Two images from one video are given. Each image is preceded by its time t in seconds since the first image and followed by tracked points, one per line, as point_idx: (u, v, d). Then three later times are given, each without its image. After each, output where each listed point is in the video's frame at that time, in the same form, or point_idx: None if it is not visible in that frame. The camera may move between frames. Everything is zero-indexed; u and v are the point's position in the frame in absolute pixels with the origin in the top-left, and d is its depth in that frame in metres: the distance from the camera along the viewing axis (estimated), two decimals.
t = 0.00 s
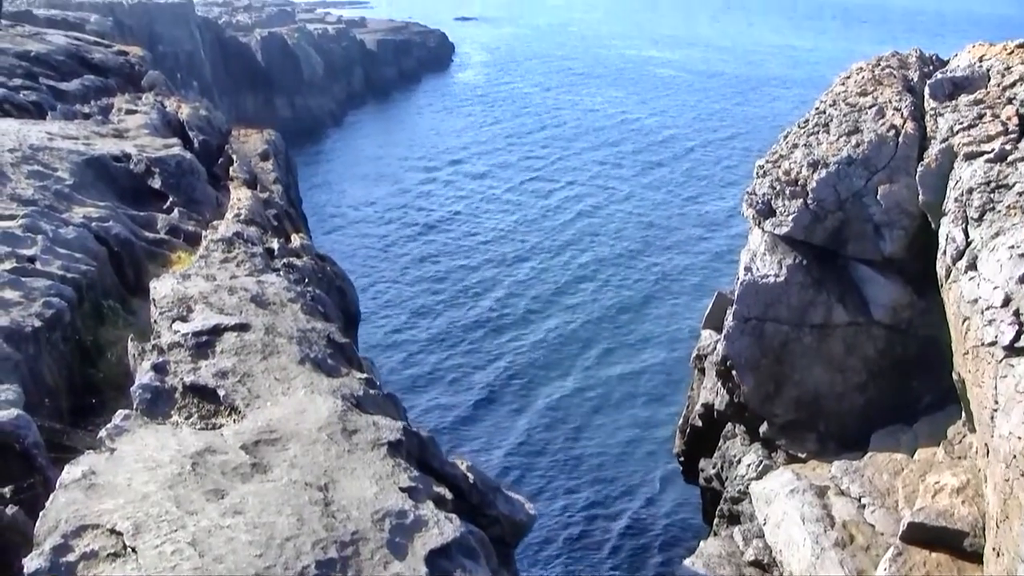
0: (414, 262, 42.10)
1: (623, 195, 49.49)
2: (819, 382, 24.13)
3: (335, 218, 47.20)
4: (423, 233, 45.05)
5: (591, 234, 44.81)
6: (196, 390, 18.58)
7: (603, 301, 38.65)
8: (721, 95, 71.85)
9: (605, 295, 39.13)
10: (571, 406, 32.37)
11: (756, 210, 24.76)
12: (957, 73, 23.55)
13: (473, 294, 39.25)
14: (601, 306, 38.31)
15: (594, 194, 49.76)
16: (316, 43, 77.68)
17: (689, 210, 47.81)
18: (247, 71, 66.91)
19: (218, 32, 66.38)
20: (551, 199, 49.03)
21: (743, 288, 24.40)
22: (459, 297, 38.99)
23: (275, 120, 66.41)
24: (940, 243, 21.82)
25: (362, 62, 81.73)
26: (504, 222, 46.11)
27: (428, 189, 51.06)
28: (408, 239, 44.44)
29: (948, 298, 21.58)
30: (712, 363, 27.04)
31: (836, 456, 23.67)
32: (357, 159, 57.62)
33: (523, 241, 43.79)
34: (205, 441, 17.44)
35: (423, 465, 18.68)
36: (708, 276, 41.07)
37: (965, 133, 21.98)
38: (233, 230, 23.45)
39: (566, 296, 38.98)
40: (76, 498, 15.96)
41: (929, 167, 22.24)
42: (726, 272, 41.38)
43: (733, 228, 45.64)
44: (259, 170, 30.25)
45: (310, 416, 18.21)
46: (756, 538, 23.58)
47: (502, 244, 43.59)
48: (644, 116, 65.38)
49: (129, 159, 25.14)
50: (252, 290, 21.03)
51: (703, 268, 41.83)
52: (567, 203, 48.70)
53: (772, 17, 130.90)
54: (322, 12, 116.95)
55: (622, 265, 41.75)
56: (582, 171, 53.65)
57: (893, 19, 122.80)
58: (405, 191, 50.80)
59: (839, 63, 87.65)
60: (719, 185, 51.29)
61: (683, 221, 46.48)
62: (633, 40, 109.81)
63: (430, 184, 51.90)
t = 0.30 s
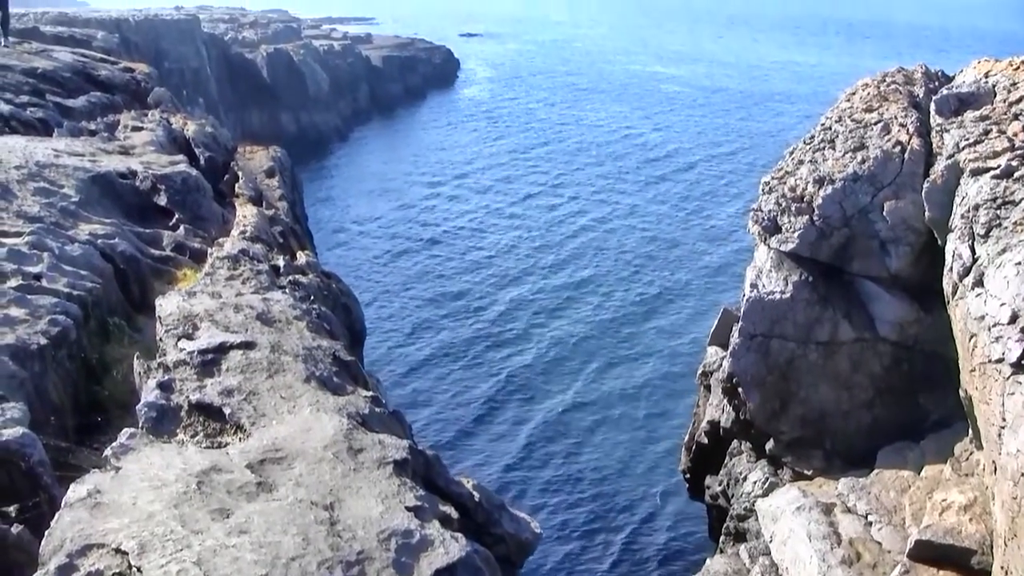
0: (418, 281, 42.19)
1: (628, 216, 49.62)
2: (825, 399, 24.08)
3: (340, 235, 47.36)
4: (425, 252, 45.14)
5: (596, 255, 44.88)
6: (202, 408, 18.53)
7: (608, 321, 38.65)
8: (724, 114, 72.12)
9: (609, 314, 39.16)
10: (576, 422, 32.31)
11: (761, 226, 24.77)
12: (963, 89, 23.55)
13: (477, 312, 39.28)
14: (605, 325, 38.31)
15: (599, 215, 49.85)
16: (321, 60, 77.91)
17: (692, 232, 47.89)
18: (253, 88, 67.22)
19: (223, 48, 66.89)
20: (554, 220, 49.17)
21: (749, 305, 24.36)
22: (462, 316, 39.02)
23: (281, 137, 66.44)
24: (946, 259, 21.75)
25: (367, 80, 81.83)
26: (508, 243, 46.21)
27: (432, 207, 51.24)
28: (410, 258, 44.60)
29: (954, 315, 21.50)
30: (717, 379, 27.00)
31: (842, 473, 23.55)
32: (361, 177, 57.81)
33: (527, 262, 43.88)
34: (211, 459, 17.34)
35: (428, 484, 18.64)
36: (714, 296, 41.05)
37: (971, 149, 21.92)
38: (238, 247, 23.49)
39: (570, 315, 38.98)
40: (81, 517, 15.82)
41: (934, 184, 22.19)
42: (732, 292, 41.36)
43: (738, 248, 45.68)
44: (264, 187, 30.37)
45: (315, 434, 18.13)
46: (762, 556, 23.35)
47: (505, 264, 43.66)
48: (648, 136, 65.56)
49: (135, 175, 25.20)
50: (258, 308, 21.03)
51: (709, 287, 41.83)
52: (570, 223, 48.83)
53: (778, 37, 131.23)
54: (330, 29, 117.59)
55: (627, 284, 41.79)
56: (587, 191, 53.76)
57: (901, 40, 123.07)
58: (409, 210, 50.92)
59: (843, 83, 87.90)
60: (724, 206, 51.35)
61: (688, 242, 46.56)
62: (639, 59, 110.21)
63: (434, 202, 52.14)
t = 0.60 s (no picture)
0: (422, 296, 42.19)
1: (632, 234, 49.60)
2: (833, 413, 24.02)
3: (345, 250, 47.70)
4: (429, 268, 45.17)
5: (600, 269, 44.97)
6: (211, 426, 18.45)
7: (613, 336, 38.54)
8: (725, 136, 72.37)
9: (615, 329, 39.06)
10: (581, 436, 32.18)
11: (768, 241, 24.78)
12: (968, 102, 23.60)
13: (482, 327, 39.22)
14: (611, 341, 38.18)
15: (603, 233, 49.83)
16: (328, 77, 81.13)
17: (697, 247, 47.80)
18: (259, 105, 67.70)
19: (229, 66, 67.76)
20: (558, 237, 49.21)
21: (756, 319, 24.34)
22: (465, 331, 38.93)
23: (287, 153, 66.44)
24: (953, 273, 21.70)
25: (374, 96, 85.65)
26: (512, 258, 46.20)
27: (435, 225, 51.44)
28: (411, 274, 44.44)
29: (962, 328, 21.42)
30: (725, 394, 26.95)
31: (851, 487, 23.44)
32: (365, 195, 58.07)
33: (531, 278, 43.86)
34: (219, 478, 17.17)
35: (437, 501, 18.56)
36: (720, 311, 40.89)
37: (978, 162, 21.91)
38: (245, 264, 23.54)
39: (575, 330, 38.88)
40: (90, 537, 15.52)
41: (941, 198, 22.17)
42: (738, 307, 41.19)
43: (743, 264, 45.59)
44: (271, 204, 30.48)
45: (324, 452, 18.03)
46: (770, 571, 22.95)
47: (509, 280, 43.61)
48: (650, 158, 65.77)
49: (142, 194, 25.27)
50: (265, 325, 21.01)
51: (715, 301, 41.84)
52: (574, 240, 48.80)
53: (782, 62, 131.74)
54: (336, 47, 118.61)
55: (632, 300, 41.71)
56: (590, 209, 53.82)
57: (905, 65, 123.38)
58: (413, 227, 51.09)
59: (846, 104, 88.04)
60: (728, 223, 51.31)
61: (692, 258, 46.47)
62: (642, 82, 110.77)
63: (438, 219, 52.37)
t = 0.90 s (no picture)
0: (428, 312, 42.22)
1: (638, 253, 49.61)
2: (842, 431, 23.96)
3: (352, 265, 48.27)
4: (434, 285, 45.24)
5: (605, 285, 45.25)
6: (219, 443, 18.20)
7: (620, 354, 38.50)
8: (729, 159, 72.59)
9: (620, 347, 39.04)
10: (588, 453, 32.07)
11: (777, 259, 24.79)
12: (977, 119, 23.59)
13: (486, 342, 39.36)
14: (617, 359, 38.12)
15: (609, 251, 49.85)
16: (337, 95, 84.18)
17: (703, 265, 47.77)
18: (269, 123, 68.34)
19: (238, 82, 68.22)
20: (563, 255, 49.30)
21: (765, 336, 24.30)
22: (469, 347, 38.91)
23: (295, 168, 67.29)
24: (962, 291, 21.66)
25: (382, 113, 89.52)
26: (517, 276, 46.28)
27: (440, 242, 51.67)
28: (414, 292, 44.47)
29: (971, 346, 21.33)
30: (733, 412, 26.92)
31: (860, 505, 23.38)
32: (371, 214, 58.43)
33: (536, 296, 43.92)
34: (228, 496, 16.81)
35: (447, 520, 18.37)
36: (727, 328, 40.82)
37: (986, 180, 21.89)
38: (254, 281, 23.58)
39: (581, 347, 38.85)
40: (100, 555, 14.90)
41: (950, 215, 22.11)
42: (745, 325, 41.10)
43: (748, 281, 45.81)
44: (279, 221, 30.61)
45: (333, 471, 17.76)
46: None
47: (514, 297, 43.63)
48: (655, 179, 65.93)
49: (151, 210, 25.31)
50: (274, 342, 20.98)
51: (720, 317, 41.97)
52: (580, 257, 48.86)
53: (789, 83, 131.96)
54: (343, 65, 119.96)
55: (637, 316, 41.82)
56: (596, 228, 53.92)
57: (914, 86, 123.45)
58: (418, 245, 51.27)
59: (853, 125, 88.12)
60: (734, 242, 51.34)
61: (698, 276, 46.47)
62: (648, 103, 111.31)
63: (444, 237, 52.65)
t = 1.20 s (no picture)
0: (435, 327, 42.22)
1: (646, 269, 49.58)
2: (852, 449, 23.87)
3: (360, 277, 48.63)
4: (441, 300, 45.25)
5: (611, 299, 45.42)
6: (230, 459, 18.03)
7: (628, 370, 38.41)
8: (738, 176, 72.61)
9: (627, 361, 39.05)
10: (595, 469, 31.94)
11: (787, 275, 24.76)
12: (987, 137, 23.58)
13: (492, 355, 39.47)
14: (626, 375, 38.03)
15: (617, 268, 49.81)
16: (347, 110, 84.84)
17: (711, 282, 47.69)
18: (279, 139, 68.77)
19: (248, 97, 68.68)
20: (572, 270, 49.29)
21: (775, 353, 24.25)
22: (476, 362, 38.85)
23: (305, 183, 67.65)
24: (973, 309, 21.58)
25: (392, 127, 90.28)
26: (525, 291, 46.28)
27: (449, 258, 51.77)
28: (422, 307, 44.48)
29: (982, 364, 21.21)
30: (743, 428, 26.84)
31: (870, 523, 23.27)
32: (381, 229, 58.66)
33: (542, 310, 44.00)
34: (239, 512, 16.52)
35: (457, 536, 18.14)
36: (737, 345, 40.67)
37: (997, 198, 21.82)
38: (265, 296, 23.63)
39: (589, 364, 38.75)
40: (110, 570, 14.56)
41: (960, 233, 22.05)
42: (754, 342, 40.96)
43: (754, 296, 45.91)
44: (290, 236, 30.74)
45: (344, 487, 17.53)
46: None
47: (522, 313, 43.62)
48: (664, 196, 65.97)
49: (162, 225, 25.38)
50: (285, 358, 20.96)
51: (726, 331, 42.05)
52: (588, 273, 48.84)
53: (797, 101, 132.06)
54: (352, 79, 120.99)
55: (643, 331, 41.93)
56: (604, 244, 53.93)
57: (924, 104, 123.20)
58: (426, 260, 51.38)
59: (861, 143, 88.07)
60: (743, 259, 51.26)
61: (707, 293, 46.36)
62: (656, 120, 111.51)
63: (452, 253, 52.77)
